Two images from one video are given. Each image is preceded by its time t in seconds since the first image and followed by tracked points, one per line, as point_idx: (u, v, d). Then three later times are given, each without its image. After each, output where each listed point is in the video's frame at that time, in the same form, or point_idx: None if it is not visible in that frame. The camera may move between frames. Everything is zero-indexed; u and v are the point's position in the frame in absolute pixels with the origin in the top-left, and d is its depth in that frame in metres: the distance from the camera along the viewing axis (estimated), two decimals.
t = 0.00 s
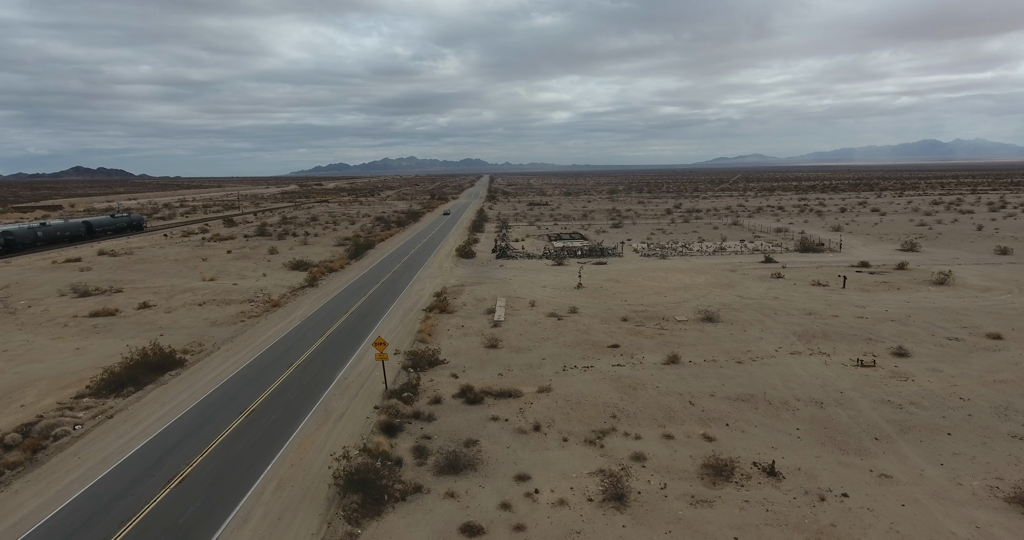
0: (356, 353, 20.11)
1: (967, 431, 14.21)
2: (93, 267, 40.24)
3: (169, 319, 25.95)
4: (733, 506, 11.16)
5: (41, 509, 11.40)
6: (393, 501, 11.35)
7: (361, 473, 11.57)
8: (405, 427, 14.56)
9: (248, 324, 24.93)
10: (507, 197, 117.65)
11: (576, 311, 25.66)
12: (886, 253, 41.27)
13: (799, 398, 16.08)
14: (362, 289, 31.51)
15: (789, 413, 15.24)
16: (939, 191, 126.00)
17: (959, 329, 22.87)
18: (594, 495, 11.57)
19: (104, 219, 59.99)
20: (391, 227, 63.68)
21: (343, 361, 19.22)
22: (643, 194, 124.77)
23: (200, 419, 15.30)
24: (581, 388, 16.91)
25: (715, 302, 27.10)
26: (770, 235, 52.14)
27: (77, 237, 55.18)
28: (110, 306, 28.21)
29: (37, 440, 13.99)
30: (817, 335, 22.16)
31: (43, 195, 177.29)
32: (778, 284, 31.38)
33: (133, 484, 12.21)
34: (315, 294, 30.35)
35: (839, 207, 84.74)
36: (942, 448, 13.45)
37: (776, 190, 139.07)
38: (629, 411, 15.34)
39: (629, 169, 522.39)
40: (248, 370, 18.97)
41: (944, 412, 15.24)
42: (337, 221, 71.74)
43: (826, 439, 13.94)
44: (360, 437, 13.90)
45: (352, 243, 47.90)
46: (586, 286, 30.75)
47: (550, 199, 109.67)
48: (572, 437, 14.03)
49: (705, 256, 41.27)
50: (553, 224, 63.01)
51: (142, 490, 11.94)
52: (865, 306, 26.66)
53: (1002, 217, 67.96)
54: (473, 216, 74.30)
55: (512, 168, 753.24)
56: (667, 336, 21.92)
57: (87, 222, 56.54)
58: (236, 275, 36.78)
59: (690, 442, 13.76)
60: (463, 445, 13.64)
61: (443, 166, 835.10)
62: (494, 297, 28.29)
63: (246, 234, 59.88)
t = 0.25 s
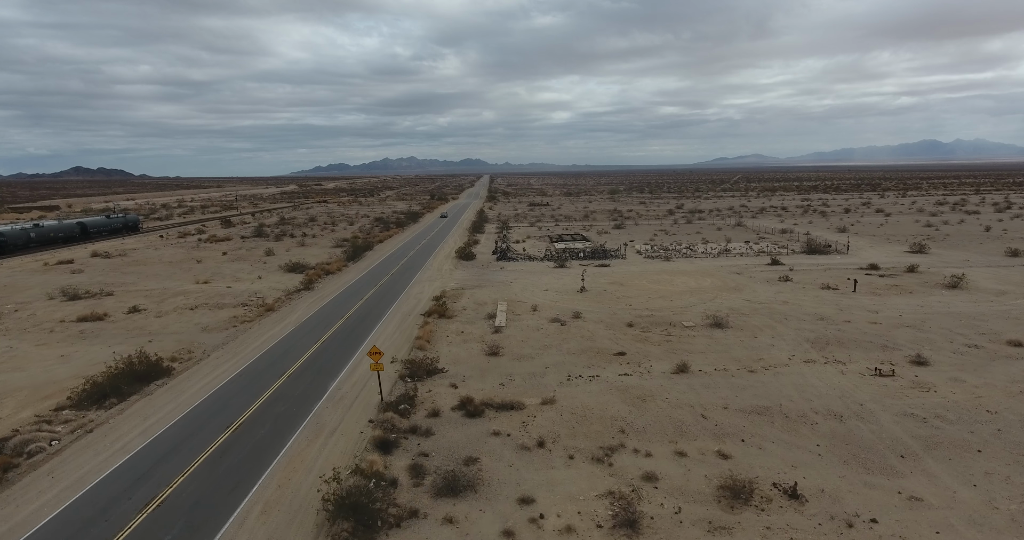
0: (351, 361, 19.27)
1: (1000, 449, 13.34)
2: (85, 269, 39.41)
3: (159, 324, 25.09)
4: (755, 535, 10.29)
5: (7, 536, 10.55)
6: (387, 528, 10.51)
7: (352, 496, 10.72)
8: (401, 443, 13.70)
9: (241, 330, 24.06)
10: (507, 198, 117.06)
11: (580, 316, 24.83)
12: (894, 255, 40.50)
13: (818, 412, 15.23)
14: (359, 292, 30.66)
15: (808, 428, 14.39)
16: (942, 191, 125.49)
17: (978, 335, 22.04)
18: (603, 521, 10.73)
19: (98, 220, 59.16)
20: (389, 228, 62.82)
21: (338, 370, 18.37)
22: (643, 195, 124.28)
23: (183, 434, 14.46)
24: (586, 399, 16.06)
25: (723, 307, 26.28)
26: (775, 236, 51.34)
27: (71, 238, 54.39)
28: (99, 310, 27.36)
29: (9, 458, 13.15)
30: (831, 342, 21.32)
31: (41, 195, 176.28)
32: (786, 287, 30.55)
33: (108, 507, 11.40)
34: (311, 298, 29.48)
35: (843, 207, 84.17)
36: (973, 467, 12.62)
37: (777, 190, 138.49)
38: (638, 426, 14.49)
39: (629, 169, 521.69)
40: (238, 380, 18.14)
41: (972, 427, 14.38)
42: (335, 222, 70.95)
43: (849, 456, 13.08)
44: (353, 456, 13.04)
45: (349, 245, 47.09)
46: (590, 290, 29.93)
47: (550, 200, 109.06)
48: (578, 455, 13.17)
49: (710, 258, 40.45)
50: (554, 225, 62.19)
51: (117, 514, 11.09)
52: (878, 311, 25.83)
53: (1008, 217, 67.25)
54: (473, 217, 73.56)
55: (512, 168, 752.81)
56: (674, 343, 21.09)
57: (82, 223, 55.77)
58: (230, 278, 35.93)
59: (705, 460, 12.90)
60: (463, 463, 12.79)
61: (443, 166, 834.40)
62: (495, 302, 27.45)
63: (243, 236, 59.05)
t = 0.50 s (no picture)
0: (345, 371, 18.43)
1: None
2: (77, 272, 38.56)
3: (148, 330, 24.24)
4: None
5: None
6: None
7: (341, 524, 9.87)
8: (396, 461, 12.85)
9: (232, 336, 23.24)
10: (507, 198, 116.26)
11: (584, 322, 23.96)
12: (904, 257, 39.66)
13: (838, 426, 14.36)
14: (356, 295, 29.82)
15: (828, 445, 13.53)
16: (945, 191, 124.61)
17: (998, 342, 21.19)
18: None
19: (93, 221, 58.35)
20: (388, 229, 61.96)
21: (331, 381, 17.54)
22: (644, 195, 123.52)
23: (165, 452, 13.64)
24: (592, 412, 15.20)
25: (731, 312, 25.44)
26: (780, 237, 50.49)
27: (65, 239, 53.53)
28: (87, 315, 26.52)
29: None
30: (845, 349, 20.45)
31: (38, 196, 175.27)
32: (795, 291, 29.68)
33: (78, 535, 10.58)
34: (306, 302, 28.64)
35: (847, 208, 83.33)
36: (1008, 487, 11.77)
37: (780, 190, 137.68)
38: (647, 442, 13.63)
39: (629, 169, 520.84)
40: (226, 391, 17.31)
41: (1004, 444, 13.52)
42: (334, 223, 70.14)
43: (875, 477, 12.21)
44: (344, 477, 12.19)
45: (347, 247, 46.24)
46: (593, 293, 29.07)
47: (551, 200, 108.17)
48: (585, 475, 12.32)
49: (716, 260, 39.62)
50: (555, 226, 61.33)
51: None
52: (892, 316, 24.97)
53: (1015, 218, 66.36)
54: (473, 218, 72.76)
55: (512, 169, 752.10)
56: (682, 350, 20.25)
57: (76, 224, 54.92)
58: (224, 281, 35.06)
59: (721, 481, 12.04)
60: (462, 485, 11.93)
61: (443, 166, 833.48)
62: (495, 306, 26.59)
63: (240, 237, 58.20)
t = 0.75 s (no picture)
0: (339, 381, 17.60)
1: None
2: (68, 274, 37.70)
3: (137, 336, 23.38)
4: None
5: None
6: None
7: None
8: (391, 482, 12.00)
9: (223, 343, 22.38)
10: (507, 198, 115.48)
11: (588, 327, 23.07)
12: (913, 259, 38.81)
13: (861, 443, 13.52)
14: (353, 299, 28.98)
15: (852, 464, 12.67)
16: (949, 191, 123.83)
17: (1020, 349, 20.34)
18: None
19: (87, 222, 57.47)
20: (386, 229, 61.08)
21: (323, 392, 16.70)
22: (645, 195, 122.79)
23: (146, 472, 12.82)
24: (599, 427, 14.34)
25: (740, 317, 24.59)
26: (785, 238, 49.62)
27: (58, 240, 52.68)
28: (74, 320, 25.65)
29: None
30: (862, 357, 19.58)
31: (38, 195, 175.35)
32: (805, 294, 28.82)
33: None
34: (301, 306, 27.78)
35: (851, 208, 82.53)
36: None
37: (781, 190, 136.89)
38: (659, 461, 12.78)
39: (630, 169, 519.78)
40: (213, 402, 16.47)
41: None
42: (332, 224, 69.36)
43: (906, 500, 11.35)
44: (335, 500, 11.34)
45: (345, 248, 45.39)
46: (596, 297, 28.20)
47: (552, 201, 107.32)
48: (594, 497, 11.47)
49: (721, 262, 38.78)
50: (556, 227, 60.47)
51: None
52: (906, 321, 24.11)
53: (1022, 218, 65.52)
54: (473, 218, 71.93)
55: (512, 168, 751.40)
56: (692, 358, 19.36)
57: (70, 225, 54.09)
58: (218, 283, 34.18)
59: (740, 505, 11.19)
60: (461, 509, 11.08)
61: (443, 166, 832.59)
62: (496, 311, 25.72)
63: (236, 238, 57.29)
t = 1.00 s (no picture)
0: (332, 393, 16.75)
1: None
2: (59, 277, 36.83)
3: (124, 342, 22.50)
4: None
5: None
6: None
7: None
8: (384, 506, 11.13)
9: (213, 350, 21.51)
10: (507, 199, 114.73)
11: (592, 334, 22.24)
12: (924, 262, 37.96)
13: (887, 462, 12.65)
14: (349, 303, 28.11)
15: (880, 486, 11.82)
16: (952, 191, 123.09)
17: None
18: None
19: (82, 223, 56.68)
20: (386, 230, 60.27)
21: (315, 405, 15.84)
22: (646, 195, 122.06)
23: (123, 494, 11.97)
24: (607, 444, 13.50)
25: (750, 323, 23.74)
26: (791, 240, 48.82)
27: (52, 242, 51.85)
28: (61, 325, 24.78)
29: None
30: (880, 367, 18.73)
31: (36, 195, 174.24)
32: (815, 299, 27.98)
33: None
34: (296, 311, 26.91)
35: (855, 209, 81.73)
36: None
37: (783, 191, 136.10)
38: (673, 482, 11.91)
39: (629, 169, 519.88)
40: (199, 416, 15.62)
41: None
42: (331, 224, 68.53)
43: (941, 528, 10.49)
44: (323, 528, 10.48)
45: (343, 250, 44.52)
46: (601, 301, 27.36)
47: (552, 201, 106.48)
48: (604, 524, 10.61)
49: (727, 264, 37.92)
50: (558, 228, 59.71)
51: None
52: (922, 328, 23.28)
53: None
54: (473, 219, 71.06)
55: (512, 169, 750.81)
56: (702, 368, 18.52)
57: (64, 226, 53.26)
58: (211, 287, 33.33)
59: (762, 533, 10.33)
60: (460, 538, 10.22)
61: (443, 166, 832.97)
62: (497, 316, 24.86)
63: (233, 239, 56.45)
